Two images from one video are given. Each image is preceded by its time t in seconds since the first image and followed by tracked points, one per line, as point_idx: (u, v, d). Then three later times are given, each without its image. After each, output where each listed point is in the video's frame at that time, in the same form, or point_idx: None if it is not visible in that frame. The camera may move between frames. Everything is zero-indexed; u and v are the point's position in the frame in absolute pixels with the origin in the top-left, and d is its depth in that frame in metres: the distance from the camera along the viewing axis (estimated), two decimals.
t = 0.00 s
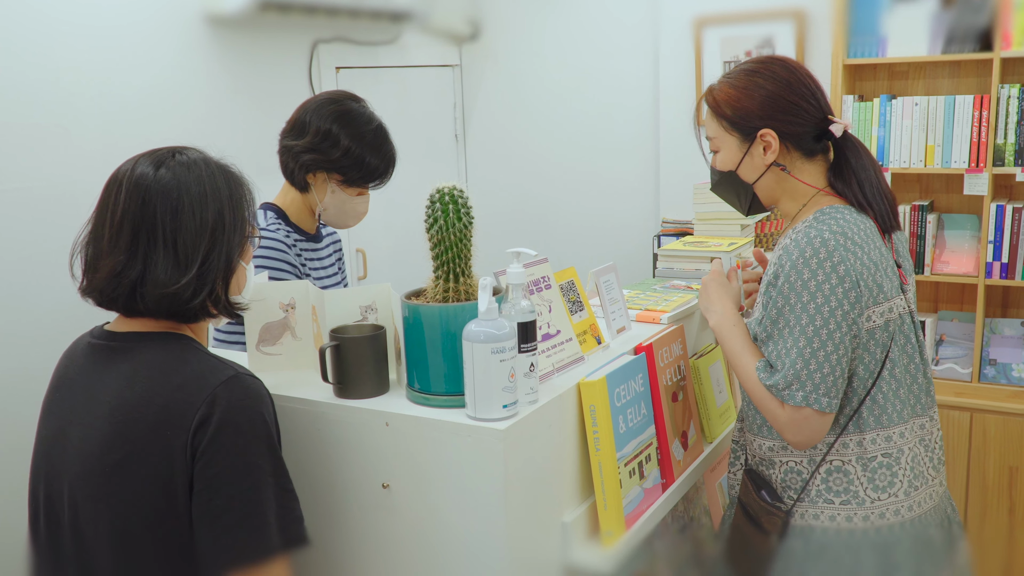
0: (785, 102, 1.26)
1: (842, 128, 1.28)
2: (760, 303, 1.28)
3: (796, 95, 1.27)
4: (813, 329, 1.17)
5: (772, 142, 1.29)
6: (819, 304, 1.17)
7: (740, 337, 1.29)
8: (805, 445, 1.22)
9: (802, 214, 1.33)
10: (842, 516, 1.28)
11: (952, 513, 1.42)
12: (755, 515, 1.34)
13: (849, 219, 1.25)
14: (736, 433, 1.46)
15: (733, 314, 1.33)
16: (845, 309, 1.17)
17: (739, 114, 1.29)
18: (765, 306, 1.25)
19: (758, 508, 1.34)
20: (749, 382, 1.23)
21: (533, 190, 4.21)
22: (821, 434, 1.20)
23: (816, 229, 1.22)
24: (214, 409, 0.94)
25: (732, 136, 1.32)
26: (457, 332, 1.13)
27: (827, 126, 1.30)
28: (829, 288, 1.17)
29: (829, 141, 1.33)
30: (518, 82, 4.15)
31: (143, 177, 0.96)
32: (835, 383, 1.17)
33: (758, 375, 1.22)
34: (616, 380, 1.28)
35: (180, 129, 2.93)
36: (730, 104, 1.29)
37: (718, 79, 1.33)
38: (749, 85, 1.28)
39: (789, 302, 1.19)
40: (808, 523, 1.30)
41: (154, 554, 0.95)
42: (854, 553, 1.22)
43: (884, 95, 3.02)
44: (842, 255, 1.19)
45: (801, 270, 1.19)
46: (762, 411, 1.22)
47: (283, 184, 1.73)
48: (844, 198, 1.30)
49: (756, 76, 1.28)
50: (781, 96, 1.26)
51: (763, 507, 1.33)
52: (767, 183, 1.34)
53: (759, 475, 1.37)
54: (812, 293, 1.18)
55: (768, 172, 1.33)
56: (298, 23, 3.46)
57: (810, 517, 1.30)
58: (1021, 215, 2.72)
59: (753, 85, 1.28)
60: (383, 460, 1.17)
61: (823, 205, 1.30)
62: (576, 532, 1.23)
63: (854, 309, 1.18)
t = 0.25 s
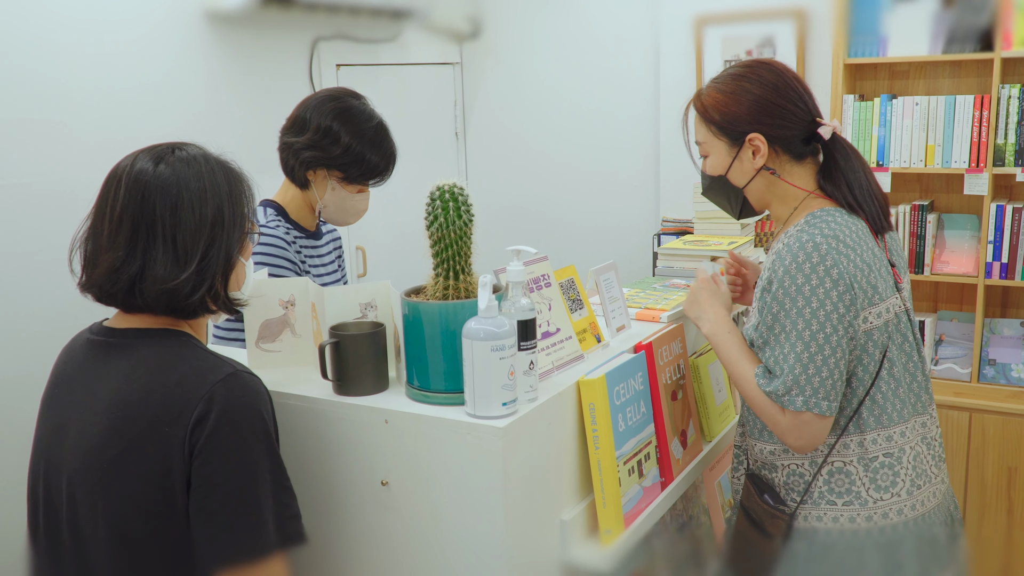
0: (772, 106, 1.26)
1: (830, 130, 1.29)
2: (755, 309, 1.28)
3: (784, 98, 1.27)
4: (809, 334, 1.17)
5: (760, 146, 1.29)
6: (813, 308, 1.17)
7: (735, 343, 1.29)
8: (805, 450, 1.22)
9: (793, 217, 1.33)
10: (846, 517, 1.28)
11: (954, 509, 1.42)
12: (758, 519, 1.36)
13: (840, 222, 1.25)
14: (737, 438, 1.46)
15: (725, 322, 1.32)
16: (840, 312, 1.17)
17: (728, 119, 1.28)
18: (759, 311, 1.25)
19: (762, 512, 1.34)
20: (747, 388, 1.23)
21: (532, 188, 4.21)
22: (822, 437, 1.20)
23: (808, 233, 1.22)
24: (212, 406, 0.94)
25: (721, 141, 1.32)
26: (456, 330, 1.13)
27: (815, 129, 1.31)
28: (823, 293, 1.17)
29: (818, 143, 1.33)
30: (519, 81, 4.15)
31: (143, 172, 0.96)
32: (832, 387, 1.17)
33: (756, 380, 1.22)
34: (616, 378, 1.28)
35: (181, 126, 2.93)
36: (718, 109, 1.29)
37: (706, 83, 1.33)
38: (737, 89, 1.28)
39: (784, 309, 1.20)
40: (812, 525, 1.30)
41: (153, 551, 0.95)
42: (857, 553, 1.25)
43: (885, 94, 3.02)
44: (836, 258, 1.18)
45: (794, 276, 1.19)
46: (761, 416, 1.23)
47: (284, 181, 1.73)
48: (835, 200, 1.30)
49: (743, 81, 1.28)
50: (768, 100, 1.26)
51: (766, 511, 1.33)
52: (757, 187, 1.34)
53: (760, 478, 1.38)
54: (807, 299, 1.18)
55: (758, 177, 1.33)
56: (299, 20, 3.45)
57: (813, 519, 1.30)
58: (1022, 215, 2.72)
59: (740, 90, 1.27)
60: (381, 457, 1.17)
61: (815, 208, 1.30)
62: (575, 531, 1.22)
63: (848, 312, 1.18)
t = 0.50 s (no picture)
0: (765, 107, 1.27)
1: (824, 133, 1.29)
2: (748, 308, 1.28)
3: (777, 100, 1.27)
4: (801, 332, 1.18)
5: (754, 148, 1.29)
6: (806, 306, 1.18)
7: (728, 338, 1.29)
8: (796, 447, 1.22)
9: (787, 219, 1.33)
10: (847, 516, 1.29)
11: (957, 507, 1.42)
12: (761, 521, 1.37)
13: (834, 221, 1.25)
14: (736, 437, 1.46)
15: (717, 316, 1.32)
16: (832, 310, 1.18)
17: (722, 121, 1.29)
18: (752, 311, 1.25)
19: (765, 514, 1.37)
20: (739, 384, 1.23)
21: (532, 186, 4.21)
22: (810, 435, 1.21)
23: (802, 232, 1.23)
24: (211, 403, 0.94)
25: (715, 142, 1.32)
26: (455, 328, 1.12)
27: (809, 131, 1.31)
28: (816, 291, 1.18)
29: (812, 145, 1.33)
30: (519, 79, 4.15)
31: (142, 168, 0.96)
32: (825, 385, 1.18)
33: (749, 377, 1.22)
34: (614, 377, 1.28)
35: (180, 122, 2.93)
36: (712, 111, 1.30)
37: (699, 86, 1.34)
38: (731, 91, 1.28)
39: (777, 307, 1.20)
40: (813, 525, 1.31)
41: (151, 548, 0.95)
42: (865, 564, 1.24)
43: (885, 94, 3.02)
44: (828, 256, 1.19)
45: (787, 274, 1.19)
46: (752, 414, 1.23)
47: (283, 177, 1.73)
48: (828, 202, 1.30)
49: (737, 82, 1.28)
50: (762, 102, 1.27)
51: (769, 513, 1.36)
52: (750, 189, 1.34)
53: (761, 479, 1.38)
54: (800, 297, 1.18)
55: (751, 178, 1.33)
56: (299, 16, 3.44)
57: (815, 519, 1.31)
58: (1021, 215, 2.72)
59: (734, 92, 1.28)
60: (380, 454, 1.17)
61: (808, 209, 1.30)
62: (573, 529, 1.22)
63: (841, 310, 1.18)
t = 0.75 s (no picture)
0: (754, 109, 1.27)
1: (812, 133, 1.28)
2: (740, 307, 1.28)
3: (765, 102, 1.27)
4: (791, 330, 1.18)
5: (743, 149, 1.29)
6: (795, 304, 1.18)
7: (724, 335, 1.29)
8: (786, 444, 1.22)
9: (778, 218, 1.34)
10: (845, 513, 1.29)
11: (955, 502, 1.42)
12: (761, 521, 1.37)
13: (823, 221, 1.25)
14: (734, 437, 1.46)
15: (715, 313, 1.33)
16: (821, 308, 1.18)
17: (711, 123, 1.29)
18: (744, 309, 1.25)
19: (763, 513, 1.37)
20: (731, 381, 1.24)
21: (530, 185, 4.21)
22: (800, 433, 1.21)
23: (791, 230, 1.23)
24: (211, 402, 0.94)
25: (704, 144, 1.32)
26: (454, 326, 1.13)
27: (797, 131, 1.30)
28: (805, 288, 1.18)
29: (801, 144, 1.33)
30: (517, 77, 4.15)
31: (140, 168, 0.96)
32: (815, 382, 1.18)
33: (741, 374, 1.23)
34: (613, 375, 1.28)
35: (178, 122, 2.93)
36: (701, 113, 1.30)
37: (688, 88, 1.33)
38: (719, 93, 1.28)
39: (767, 305, 1.20)
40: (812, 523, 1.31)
41: (151, 547, 0.95)
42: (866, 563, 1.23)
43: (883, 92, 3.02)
44: (818, 254, 1.19)
45: (777, 272, 1.19)
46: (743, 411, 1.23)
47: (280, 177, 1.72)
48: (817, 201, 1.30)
49: (725, 84, 1.28)
50: (750, 103, 1.27)
51: (768, 512, 1.35)
52: (741, 189, 1.35)
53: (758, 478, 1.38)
54: (790, 294, 1.18)
55: (741, 179, 1.34)
56: (296, 16, 3.44)
57: (813, 517, 1.31)
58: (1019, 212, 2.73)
59: (722, 94, 1.28)
60: (379, 453, 1.17)
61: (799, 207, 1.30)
62: (573, 527, 1.22)
63: (830, 307, 1.18)
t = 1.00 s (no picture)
0: (745, 110, 1.27)
1: (803, 133, 1.29)
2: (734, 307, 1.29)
3: (756, 103, 1.27)
4: (783, 328, 1.18)
5: (734, 149, 1.29)
6: (788, 302, 1.18)
7: (720, 332, 1.30)
8: (779, 442, 1.23)
9: (770, 218, 1.34)
10: (843, 512, 1.29)
11: (953, 499, 1.42)
12: (758, 521, 1.37)
13: (816, 220, 1.25)
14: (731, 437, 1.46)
15: (712, 309, 1.34)
16: (814, 306, 1.18)
17: (702, 124, 1.29)
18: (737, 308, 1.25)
19: (761, 513, 1.36)
20: (726, 378, 1.24)
21: (531, 185, 4.21)
22: (795, 430, 1.21)
23: (784, 229, 1.23)
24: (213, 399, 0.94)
25: (696, 145, 1.32)
26: (454, 325, 1.13)
27: (789, 132, 1.31)
28: (798, 287, 1.18)
29: (792, 146, 1.33)
30: (518, 77, 4.15)
31: (142, 166, 0.96)
32: (808, 381, 1.18)
33: (735, 373, 1.23)
34: (613, 374, 1.28)
35: (178, 119, 2.93)
36: (693, 114, 1.30)
37: (679, 89, 1.34)
38: (710, 95, 1.28)
39: (760, 304, 1.20)
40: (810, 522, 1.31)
41: (152, 544, 0.95)
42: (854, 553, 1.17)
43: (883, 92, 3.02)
44: (810, 252, 1.19)
45: (770, 271, 1.19)
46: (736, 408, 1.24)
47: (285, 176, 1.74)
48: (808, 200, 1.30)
49: (716, 86, 1.29)
50: (740, 104, 1.27)
51: (765, 511, 1.35)
52: (733, 190, 1.35)
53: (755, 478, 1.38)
54: (782, 293, 1.18)
55: (732, 181, 1.34)
56: (295, 14, 3.43)
57: (811, 516, 1.31)
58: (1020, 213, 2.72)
59: (713, 96, 1.28)
60: (379, 451, 1.17)
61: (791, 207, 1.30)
62: (572, 526, 1.22)
63: (822, 306, 1.18)
